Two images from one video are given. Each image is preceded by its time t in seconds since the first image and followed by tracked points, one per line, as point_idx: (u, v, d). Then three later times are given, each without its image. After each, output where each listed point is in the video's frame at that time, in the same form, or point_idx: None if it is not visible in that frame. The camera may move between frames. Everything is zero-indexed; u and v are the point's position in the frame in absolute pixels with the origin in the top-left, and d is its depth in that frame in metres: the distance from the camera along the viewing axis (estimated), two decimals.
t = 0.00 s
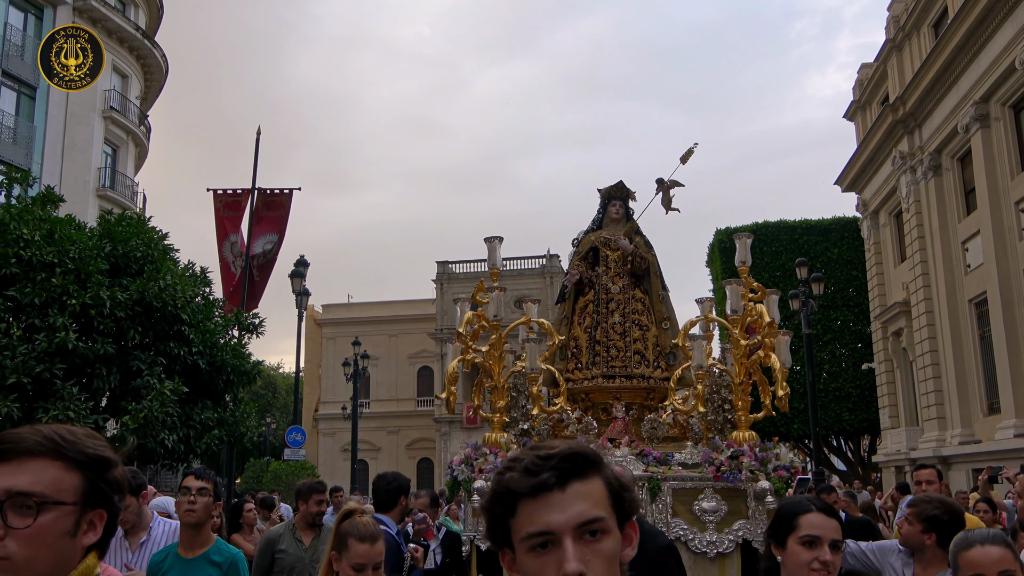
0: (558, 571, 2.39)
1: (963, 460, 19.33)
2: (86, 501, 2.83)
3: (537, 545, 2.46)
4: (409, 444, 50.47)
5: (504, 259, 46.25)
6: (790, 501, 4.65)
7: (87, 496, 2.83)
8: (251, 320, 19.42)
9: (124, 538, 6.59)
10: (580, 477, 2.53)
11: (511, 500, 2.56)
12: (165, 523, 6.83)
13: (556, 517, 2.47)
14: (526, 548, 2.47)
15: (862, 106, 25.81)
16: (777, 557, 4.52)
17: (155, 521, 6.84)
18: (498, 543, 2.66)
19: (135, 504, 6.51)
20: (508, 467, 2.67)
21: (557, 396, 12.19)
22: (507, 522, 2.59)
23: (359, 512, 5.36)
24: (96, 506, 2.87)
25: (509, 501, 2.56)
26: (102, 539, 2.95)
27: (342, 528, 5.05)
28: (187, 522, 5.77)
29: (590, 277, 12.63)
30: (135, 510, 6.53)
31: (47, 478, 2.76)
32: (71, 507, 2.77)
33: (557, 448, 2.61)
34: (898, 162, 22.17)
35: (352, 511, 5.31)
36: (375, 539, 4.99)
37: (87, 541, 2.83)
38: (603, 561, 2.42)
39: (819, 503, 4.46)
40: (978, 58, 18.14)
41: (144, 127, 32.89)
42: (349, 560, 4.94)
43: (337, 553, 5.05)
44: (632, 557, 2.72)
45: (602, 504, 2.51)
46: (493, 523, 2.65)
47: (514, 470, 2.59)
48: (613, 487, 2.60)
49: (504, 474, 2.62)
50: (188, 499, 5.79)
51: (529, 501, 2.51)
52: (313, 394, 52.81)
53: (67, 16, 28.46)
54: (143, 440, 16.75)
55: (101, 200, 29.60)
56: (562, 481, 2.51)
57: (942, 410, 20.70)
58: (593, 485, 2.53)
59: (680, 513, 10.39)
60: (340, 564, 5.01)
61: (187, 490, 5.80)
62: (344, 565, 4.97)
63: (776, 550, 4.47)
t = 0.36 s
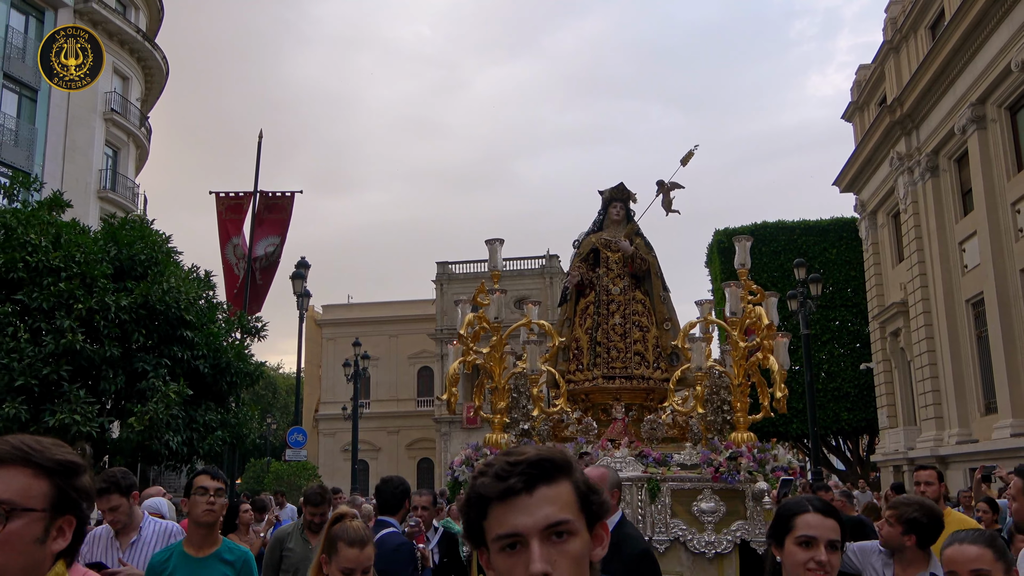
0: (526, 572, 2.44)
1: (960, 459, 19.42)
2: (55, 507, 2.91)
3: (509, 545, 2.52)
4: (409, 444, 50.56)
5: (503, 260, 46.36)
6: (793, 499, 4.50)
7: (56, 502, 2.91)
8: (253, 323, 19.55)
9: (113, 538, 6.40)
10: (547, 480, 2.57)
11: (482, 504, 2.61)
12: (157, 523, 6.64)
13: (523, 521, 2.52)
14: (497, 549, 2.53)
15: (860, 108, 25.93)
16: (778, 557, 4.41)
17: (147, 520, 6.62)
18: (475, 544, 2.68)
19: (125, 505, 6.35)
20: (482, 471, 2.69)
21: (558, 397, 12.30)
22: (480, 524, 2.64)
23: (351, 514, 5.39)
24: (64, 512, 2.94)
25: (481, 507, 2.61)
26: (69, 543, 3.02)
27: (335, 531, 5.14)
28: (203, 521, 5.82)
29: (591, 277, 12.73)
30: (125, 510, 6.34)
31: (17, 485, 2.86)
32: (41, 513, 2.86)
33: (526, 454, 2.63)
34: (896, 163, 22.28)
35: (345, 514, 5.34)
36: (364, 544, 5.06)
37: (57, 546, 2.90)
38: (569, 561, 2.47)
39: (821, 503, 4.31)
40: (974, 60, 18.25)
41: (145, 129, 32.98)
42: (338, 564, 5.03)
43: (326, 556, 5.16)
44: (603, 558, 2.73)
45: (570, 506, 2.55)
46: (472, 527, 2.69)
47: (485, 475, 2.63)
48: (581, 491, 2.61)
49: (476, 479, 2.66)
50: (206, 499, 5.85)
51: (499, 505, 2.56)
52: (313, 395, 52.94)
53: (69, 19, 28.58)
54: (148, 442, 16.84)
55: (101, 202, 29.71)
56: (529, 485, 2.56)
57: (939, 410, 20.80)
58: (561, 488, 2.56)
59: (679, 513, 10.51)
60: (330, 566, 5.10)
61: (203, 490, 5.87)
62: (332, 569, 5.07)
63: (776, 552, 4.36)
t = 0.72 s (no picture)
0: None
1: (960, 459, 19.49)
2: (26, 505, 2.78)
3: (519, 550, 2.56)
4: (409, 444, 50.64)
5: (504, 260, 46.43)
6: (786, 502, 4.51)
7: (27, 500, 2.78)
8: (257, 325, 19.65)
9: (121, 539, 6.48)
10: (558, 487, 2.61)
11: (493, 510, 2.65)
12: (162, 523, 6.64)
13: (534, 527, 2.56)
14: (509, 555, 2.57)
15: (860, 108, 25.99)
16: (774, 561, 4.43)
17: (153, 519, 6.66)
18: (487, 548, 2.73)
19: (133, 506, 6.37)
20: (494, 478, 2.74)
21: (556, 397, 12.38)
22: (492, 529, 2.68)
23: (335, 513, 5.35)
24: (36, 510, 2.81)
25: (492, 512, 2.66)
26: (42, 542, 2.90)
27: (317, 528, 4.97)
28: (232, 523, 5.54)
29: (589, 278, 12.80)
30: (132, 511, 6.36)
31: None
32: (10, 511, 2.75)
33: (537, 462, 2.67)
34: (896, 164, 22.36)
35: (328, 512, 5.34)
36: (348, 541, 4.90)
37: (27, 545, 2.78)
38: (580, 567, 2.51)
39: (814, 506, 4.34)
40: (974, 62, 18.32)
41: (147, 130, 33.08)
42: (322, 561, 4.85)
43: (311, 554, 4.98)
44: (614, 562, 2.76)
45: (581, 513, 2.58)
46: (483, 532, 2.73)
47: (497, 482, 2.67)
48: (592, 498, 2.64)
49: (488, 484, 2.70)
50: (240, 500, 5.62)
51: (510, 511, 2.60)
52: (314, 395, 53.02)
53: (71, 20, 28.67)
54: (155, 442, 16.93)
55: (104, 203, 29.79)
56: (541, 492, 2.59)
57: (939, 410, 20.86)
58: (572, 494, 2.60)
59: (677, 513, 10.59)
60: (312, 565, 4.92)
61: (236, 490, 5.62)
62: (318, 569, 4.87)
63: (772, 556, 4.39)
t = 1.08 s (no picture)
0: (582, 560, 2.45)
1: (961, 459, 19.58)
2: (58, 508, 2.71)
3: (564, 535, 2.53)
4: (411, 444, 50.78)
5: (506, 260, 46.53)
6: (778, 497, 4.57)
7: (60, 503, 2.72)
8: (264, 325, 19.74)
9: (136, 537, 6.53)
10: (604, 472, 2.58)
11: (540, 492, 2.61)
12: (176, 523, 6.69)
13: (579, 511, 2.53)
14: (553, 539, 2.54)
15: (861, 110, 26.07)
16: (768, 556, 4.51)
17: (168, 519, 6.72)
18: (531, 534, 2.70)
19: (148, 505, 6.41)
20: (542, 461, 2.71)
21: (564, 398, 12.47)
22: (537, 514, 2.65)
23: (326, 511, 5.34)
24: (67, 513, 2.75)
25: (537, 495, 2.63)
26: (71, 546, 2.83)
27: (308, 526, 5.04)
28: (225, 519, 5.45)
29: (595, 278, 12.90)
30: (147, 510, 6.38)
31: (19, 484, 2.67)
32: (42, 514, 2.67)
33: (583, 446, 2.66)
34: (897, 166, 22.45)
35: (318, 511, 5.30)
36: (339, 538, 4.96)
37: (58, 548, 2.71)
38: (625, 555, 2.47)
39: (809, 501, 4.40)
40: (975, 64, 18.38)
41: (150, 131, 33.19)
42: (313, 559, 4.91)
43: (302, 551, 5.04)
44: (657, 557, 2.72)
45: (627, 501, 2.55)
46: (527, 517, 2.70)
47: (543, 465, 2.65)
48: (638, 486, 2.61)
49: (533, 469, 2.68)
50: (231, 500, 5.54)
51: (556, 495, 2.57)
52: (317, 395, 53.16)
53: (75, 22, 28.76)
54: (166, 442, 17.04)
55: (108, 204, 29.90)
56: (588, 476, 2.57)
57: (941, 410, 20.95)
58: (618, 481, 2.57)
59: (686, 512, 10.70)
60: (305, 562, 4.97)
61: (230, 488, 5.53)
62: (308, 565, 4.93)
63: (766, 550, 4.46)
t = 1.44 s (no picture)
0: (594, 557, 2.52)
1: (962, 459, 19.64)
2: (79, 501, 2.76)
3: (576, 531, 2.60)
4: (413, 444, 50.86)
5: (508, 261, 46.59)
6: (772, 497, 4.62)
7: (81, 497, 2.77)
8: (269, 327, 19.79)
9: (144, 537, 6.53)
10: (618, 470, 2.65)
11: (554, 490, 2.68)
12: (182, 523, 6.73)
13: (592, 507, 2.60)
14: (565, 534, 2.62)
15: (862, 111, 26.11)
16: (760, 556, 4.57)
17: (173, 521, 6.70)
18: (545, 530, 2.78)
19: (154, 504, 6.37)
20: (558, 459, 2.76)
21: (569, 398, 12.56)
22: (551, 510, 2.73)
23: (321, 513, 5.36)
24: (88, 510, 2.81)
25: (552, 492, 2.70)
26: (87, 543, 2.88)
27: (303, 528, 5.07)
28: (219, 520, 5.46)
29: (601, 279, 12.97)
30: (153, 509, 6.36)
31: (42, 474, 2.71)
32: (63, 507, 2.71)
33: (598, 443, 2.73)
34: (898, 167, 22.51)
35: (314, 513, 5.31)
36: (332, 540, 4.98)
37: (76, 544, 2.76)
38: (637, 552, 2.54)
39: (803, 502, 4.46)
40: (975, 65, 18.43)
41: (153, 132, 33.28)
42: (306, 561, 4.95)
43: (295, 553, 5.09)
44: (671, 553, 2.78)
45: (641, 498, 2.61)
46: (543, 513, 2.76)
47: (557, 461, 2.72)
48: (653, 483, 2.69)
49: (547, 466, 2.75)
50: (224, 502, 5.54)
51: (570, 491, 2.65)
52: (319, 395, 53.24)
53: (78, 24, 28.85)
54: (172, 442, 17.13)
55: (111, 205, 29.98)
56: (601, 473, 2.64)
57: (941, 410, 21.02)
58: (632, 479, 2.63)
59: (689, 513, 10.83)
60: (299, 564, 5.03)
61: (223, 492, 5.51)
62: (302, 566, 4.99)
63: (756, 549, 4.53)
